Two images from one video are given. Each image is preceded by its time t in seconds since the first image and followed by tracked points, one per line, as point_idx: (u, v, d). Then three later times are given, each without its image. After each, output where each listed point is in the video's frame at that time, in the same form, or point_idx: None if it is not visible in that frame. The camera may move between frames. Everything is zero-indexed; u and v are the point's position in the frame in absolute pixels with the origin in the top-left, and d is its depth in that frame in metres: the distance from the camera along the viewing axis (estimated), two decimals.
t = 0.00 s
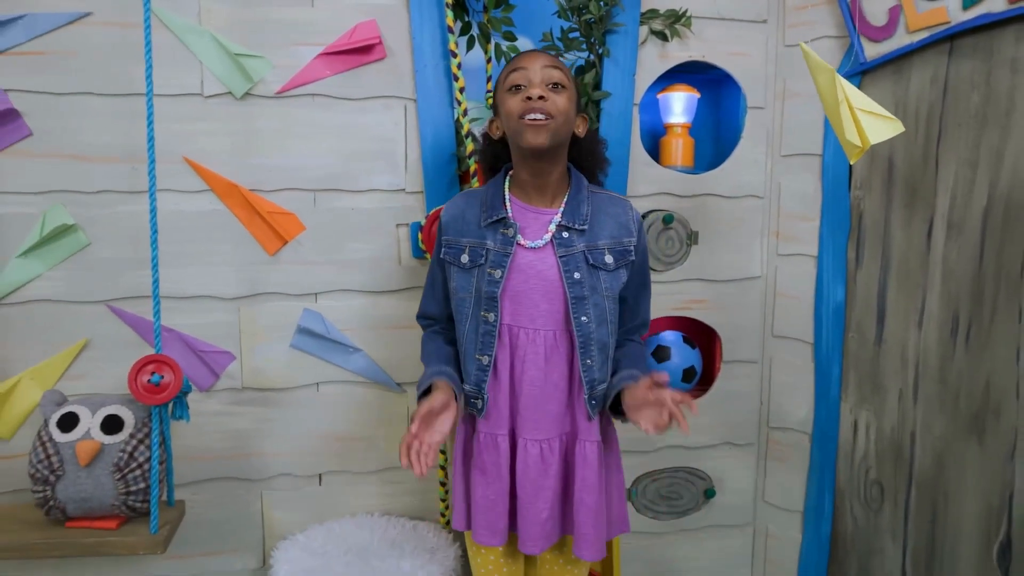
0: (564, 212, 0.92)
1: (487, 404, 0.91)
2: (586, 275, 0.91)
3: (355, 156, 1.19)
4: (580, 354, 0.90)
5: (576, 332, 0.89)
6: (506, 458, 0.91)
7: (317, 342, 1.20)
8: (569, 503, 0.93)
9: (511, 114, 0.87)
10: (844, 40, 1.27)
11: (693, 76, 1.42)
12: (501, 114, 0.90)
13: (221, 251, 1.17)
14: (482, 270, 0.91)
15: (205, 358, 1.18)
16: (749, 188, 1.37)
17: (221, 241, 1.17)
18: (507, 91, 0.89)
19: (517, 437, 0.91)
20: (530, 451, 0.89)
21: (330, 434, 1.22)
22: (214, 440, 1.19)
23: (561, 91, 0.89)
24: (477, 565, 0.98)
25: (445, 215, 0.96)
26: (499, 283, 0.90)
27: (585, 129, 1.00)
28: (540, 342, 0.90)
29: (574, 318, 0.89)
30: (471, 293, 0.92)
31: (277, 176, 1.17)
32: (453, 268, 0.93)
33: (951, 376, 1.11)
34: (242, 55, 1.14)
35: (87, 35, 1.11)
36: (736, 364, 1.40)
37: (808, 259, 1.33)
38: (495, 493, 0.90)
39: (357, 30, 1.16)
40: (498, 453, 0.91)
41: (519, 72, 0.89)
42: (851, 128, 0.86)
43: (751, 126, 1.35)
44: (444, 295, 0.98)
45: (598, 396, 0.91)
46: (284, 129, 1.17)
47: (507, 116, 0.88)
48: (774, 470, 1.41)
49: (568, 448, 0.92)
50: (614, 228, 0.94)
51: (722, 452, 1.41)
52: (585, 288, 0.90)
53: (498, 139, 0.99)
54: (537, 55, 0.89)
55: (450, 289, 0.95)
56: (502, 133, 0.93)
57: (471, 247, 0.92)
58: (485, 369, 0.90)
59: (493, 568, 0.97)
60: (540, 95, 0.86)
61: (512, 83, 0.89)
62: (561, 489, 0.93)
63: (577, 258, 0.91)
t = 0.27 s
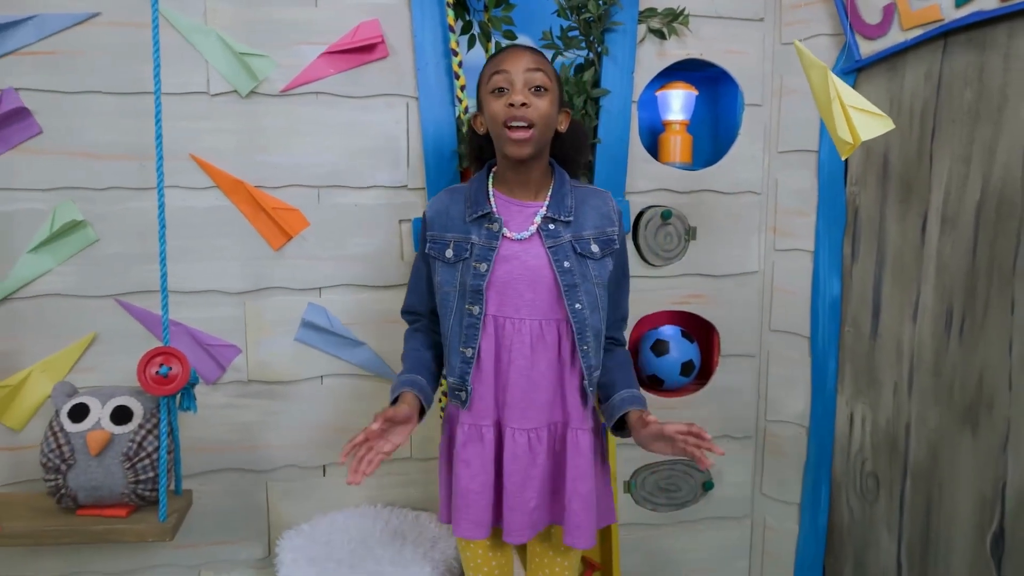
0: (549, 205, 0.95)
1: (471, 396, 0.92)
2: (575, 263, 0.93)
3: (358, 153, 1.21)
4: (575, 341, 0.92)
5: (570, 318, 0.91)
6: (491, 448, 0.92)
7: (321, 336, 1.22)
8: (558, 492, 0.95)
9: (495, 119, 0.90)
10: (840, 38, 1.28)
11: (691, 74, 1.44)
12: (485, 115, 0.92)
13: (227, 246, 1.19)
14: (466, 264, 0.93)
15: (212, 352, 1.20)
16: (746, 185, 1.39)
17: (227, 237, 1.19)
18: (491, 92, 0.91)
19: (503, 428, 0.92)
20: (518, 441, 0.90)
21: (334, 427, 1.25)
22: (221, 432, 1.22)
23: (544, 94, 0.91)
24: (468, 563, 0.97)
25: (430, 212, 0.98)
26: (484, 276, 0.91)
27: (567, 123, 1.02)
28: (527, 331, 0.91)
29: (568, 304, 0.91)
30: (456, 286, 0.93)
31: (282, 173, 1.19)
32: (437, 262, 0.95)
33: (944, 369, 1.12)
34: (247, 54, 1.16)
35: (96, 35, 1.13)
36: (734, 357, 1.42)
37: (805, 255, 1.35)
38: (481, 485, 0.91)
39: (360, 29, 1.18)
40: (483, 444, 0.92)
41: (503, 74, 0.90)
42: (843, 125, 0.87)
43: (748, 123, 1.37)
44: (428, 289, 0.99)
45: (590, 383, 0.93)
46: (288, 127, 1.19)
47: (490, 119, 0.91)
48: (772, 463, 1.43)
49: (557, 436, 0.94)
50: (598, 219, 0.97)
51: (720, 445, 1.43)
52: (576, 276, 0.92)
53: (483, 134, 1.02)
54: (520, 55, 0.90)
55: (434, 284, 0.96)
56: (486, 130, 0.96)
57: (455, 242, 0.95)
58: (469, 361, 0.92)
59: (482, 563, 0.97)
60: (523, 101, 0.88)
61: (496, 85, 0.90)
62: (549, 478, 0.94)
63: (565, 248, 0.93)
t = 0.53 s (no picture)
0: (540, 205, 0.95)
1: (463, 392, 0.93)
2: (564, 263, 0.94)
3: (362, 152, 1.23)
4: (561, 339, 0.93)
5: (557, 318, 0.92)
6: (482, 443, 0.93)
7: (326, 332, 1.24)
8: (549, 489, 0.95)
9: (487, 122, 0.91)
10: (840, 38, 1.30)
11: (692, 73, 1.45)
12: (478, 117, 0.93)
13: (234, 244, 1.21)
14: (458, 261, 0.95)
15: (219, 348, 1.22)
16: (747, 183, 1.39)
17: (234, 235, 1.21)
18: (484, 95, 0.92)
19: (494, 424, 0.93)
20: (508, 436, 0.91)
21: (339, 422, 1.26)
22: (227, 426, 1.24)
23: (536, 98, 0.91)
24: (465, 561, 0.99)
25: (423, 210, 1.00)
26: (474, 272, 0.93)
27: (559, 124, 1.02)
28: (518, 329, 0.92)
29: (555, 304, 0.92)
30: (448, 283, 0.95)
31: (287, 171, 1.21)
32: (430, 260, 0.97)
33: (943, 365, 1.13)
34: (254, 54, 1.18)
35: (105, 36, 1.15)
36: (734, 354, 1.44)
37: (804, 252, 1.36)
38: (472, 480, 0.92)
39: (364, 29, 1.20)
40: (475, 440, 0.93)
41: (495, 78, 0.90)
42: (840, 126, 0.89)
43: (749, 122, 1.38)
44: (421, 286, 1.00)
45: (580, 381, 0.94)
46: (294, 126, 1.21)
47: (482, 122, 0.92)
48: (772, 458, 1.44)
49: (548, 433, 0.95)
50: (589, 219, 0.98)
51: (721, 441, 1.45)
52: (564, 275, 0.93)
53: (474, 134, 1.03)
54: (513, 59, 0.91)
55: (428, 281, 0.98)
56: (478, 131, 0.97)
57: (448, 239, 0.96)
58: (461, 356, 0.93)
59: (479, 559, 0.98)
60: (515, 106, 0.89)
61: (489, 89, 0.91)
62: (542, 475, 0.95)
63: (555, 247, 0.94)
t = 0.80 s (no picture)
0: (531, 207, 0.93)
1: (458, 393, 0.92)
2: (553, 266, 0.91)
3: (368, 151, 1.25)
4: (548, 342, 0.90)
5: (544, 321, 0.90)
6: (473, 446, 0.91)
7: (332, 329, 1.26)
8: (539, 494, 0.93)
9: (490, 110, 0.89)
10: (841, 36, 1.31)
11: (694, 72, 1.46)
12: (477, 112, 0.91)
13: (242, 242, 1.23)
14: (453, 264, 0.93)
15: (228, 343, 1.24)
16: (748, 181, 1.42)
17: (242, 232, 1.23)
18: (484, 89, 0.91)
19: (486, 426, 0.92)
20: (499, 439, 0.89)
21: (345, 416, 1.28)
22: (236, 421, 1.26)
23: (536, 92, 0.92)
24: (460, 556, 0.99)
25: (419, 214, 0.98)
26: (469, 276, 0.91)
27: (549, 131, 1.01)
28: (509, 331, 0.91)
29: (542, 307, 0.90)
30: (443, 286, 0.93)
31: (294, 170, 1.23)
32: (426, 263, 0.95)
33: (943, 361, 1.14)
34: (262, 55, 1.20)
35: (117, 38, 1.18)
36: (736, 350, 1.46)
37: (805, 249, 1.38)
38: (463, 480, 0.91)
39: (370, 30, 1.22)
40: (466, 441, 0.91)
41: (496, 71, 0.91)
42: (841, 123, 0.90)
43: (750, 120, 1.40)
44: (419, 290, 1.00)
45: (567, 384, 0.92)
46: (301, 126, 1.23)
47: (483, 114, 0.90)
48: (773, 453, 1.46)
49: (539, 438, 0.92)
50: (581, 221, 0.94)
51: (723, 436, 1.46)
52: (553, 278, 0.91)
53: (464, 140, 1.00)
54: (511, 57, 0.92)
55: (424, 284, 0.96)
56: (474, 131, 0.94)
57: (443, 243, 0.94)
58: (456, 359, 0.91)
59: (472, 556, 0.97)
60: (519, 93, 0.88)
61: (489, 81, 0.90)
62: (532, 480, 0.92)
63: (544, 250, 0.91)
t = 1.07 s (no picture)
0: (530, 203, 0.95)
1: (471, 386, 0.92)
2: (552, 259, 0.93)
3: (375, 149, 1.27)
4: (547, 333, 0.92)
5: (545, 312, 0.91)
6: (485, 439, 0.92)
7: (340, 324, 1.28)
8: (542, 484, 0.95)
9: (487, 112, 0.91)
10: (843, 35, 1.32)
11: (698, 71, 1.47)
12: (473, 114, 0.93)
13: (252, 238, 1.26)
14: (458, 259, 0.94)
15: (238, 338, 1.27)
16: (751, 178, 1.43)
17: (252, 229, 1.26)
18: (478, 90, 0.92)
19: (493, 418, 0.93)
20: (505, 430, 0.91)
21: (353, 410, 1.31)
22: (246, 414, 1.28)
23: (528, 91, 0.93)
24: (462, 548, 0.99)
25: (418, 209, 0.98)
26: (476, 270, 0.92)
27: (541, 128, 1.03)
28: (512, 323, 0.92)
29: (542, 298, 0.91)
30: (448, 281, 0.94)
31: (303, 168, 1.26)
32: (428, 258, 0.95)
33: (944, 357, 1.15)
34: (271, 55, 1.22)
35: (130, 39, 1.20)
36: (738, 346, 1.47)
37: (808, 246, 1.39)
38: (476, 473, 0.91)
39: (378, 31, 1.24)
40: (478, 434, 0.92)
41: (488, 73, 0.92)
42: (842, 119, 0.91)
43: (753, 118, 1.42)
44: (417, 285, 0.99)
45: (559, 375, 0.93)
46: (310, 124, 1.25)
47: (480, 116, 0.92)
48: (776, 449, 1.47)
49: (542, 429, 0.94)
50: (578, 217, 0.96)
51: (726, 432, 1.48)
52: (552, 270, 0.92)
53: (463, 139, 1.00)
54: (500, 58, 0.94)
55: (426, 279, 0.96)
56: (471, 132, 0.96)
57: (446, 238, 0.95)
58: (467, 353, 0.92)
59: (473, 547, 0.98)
60: (513, 93, 0.90)
61: (483, 83, 0.92)
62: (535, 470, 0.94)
63: (543, 243, 0.93)
